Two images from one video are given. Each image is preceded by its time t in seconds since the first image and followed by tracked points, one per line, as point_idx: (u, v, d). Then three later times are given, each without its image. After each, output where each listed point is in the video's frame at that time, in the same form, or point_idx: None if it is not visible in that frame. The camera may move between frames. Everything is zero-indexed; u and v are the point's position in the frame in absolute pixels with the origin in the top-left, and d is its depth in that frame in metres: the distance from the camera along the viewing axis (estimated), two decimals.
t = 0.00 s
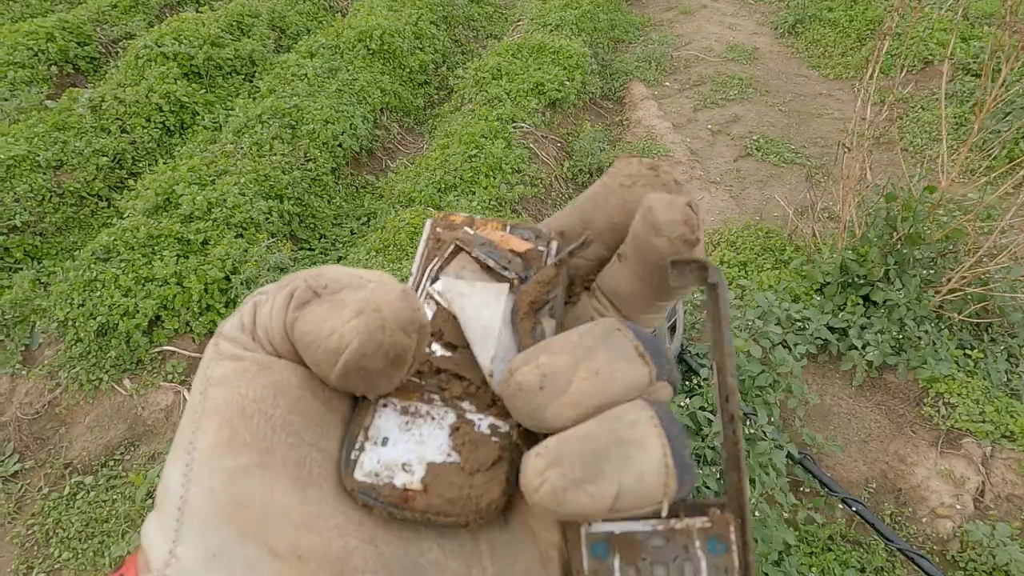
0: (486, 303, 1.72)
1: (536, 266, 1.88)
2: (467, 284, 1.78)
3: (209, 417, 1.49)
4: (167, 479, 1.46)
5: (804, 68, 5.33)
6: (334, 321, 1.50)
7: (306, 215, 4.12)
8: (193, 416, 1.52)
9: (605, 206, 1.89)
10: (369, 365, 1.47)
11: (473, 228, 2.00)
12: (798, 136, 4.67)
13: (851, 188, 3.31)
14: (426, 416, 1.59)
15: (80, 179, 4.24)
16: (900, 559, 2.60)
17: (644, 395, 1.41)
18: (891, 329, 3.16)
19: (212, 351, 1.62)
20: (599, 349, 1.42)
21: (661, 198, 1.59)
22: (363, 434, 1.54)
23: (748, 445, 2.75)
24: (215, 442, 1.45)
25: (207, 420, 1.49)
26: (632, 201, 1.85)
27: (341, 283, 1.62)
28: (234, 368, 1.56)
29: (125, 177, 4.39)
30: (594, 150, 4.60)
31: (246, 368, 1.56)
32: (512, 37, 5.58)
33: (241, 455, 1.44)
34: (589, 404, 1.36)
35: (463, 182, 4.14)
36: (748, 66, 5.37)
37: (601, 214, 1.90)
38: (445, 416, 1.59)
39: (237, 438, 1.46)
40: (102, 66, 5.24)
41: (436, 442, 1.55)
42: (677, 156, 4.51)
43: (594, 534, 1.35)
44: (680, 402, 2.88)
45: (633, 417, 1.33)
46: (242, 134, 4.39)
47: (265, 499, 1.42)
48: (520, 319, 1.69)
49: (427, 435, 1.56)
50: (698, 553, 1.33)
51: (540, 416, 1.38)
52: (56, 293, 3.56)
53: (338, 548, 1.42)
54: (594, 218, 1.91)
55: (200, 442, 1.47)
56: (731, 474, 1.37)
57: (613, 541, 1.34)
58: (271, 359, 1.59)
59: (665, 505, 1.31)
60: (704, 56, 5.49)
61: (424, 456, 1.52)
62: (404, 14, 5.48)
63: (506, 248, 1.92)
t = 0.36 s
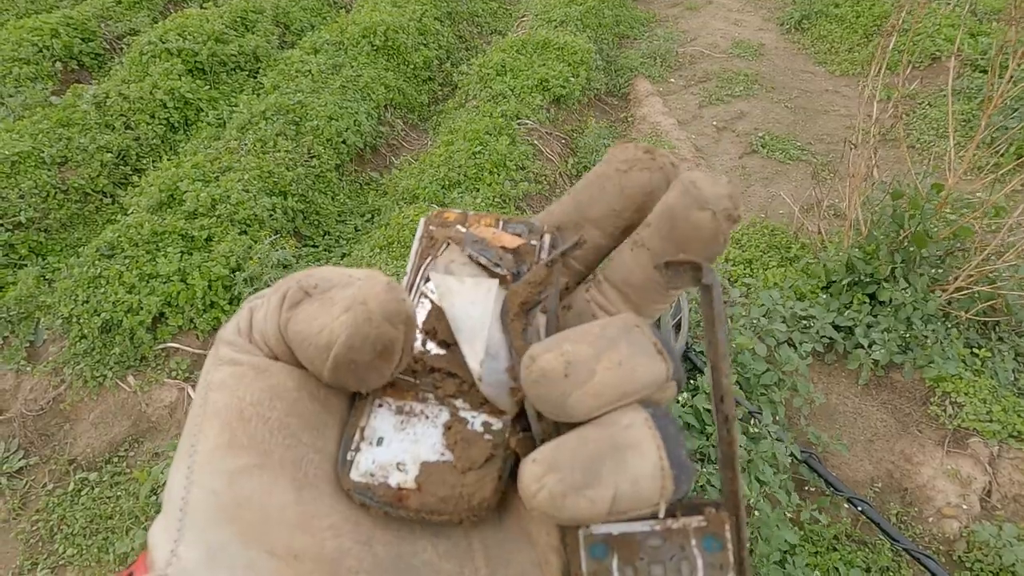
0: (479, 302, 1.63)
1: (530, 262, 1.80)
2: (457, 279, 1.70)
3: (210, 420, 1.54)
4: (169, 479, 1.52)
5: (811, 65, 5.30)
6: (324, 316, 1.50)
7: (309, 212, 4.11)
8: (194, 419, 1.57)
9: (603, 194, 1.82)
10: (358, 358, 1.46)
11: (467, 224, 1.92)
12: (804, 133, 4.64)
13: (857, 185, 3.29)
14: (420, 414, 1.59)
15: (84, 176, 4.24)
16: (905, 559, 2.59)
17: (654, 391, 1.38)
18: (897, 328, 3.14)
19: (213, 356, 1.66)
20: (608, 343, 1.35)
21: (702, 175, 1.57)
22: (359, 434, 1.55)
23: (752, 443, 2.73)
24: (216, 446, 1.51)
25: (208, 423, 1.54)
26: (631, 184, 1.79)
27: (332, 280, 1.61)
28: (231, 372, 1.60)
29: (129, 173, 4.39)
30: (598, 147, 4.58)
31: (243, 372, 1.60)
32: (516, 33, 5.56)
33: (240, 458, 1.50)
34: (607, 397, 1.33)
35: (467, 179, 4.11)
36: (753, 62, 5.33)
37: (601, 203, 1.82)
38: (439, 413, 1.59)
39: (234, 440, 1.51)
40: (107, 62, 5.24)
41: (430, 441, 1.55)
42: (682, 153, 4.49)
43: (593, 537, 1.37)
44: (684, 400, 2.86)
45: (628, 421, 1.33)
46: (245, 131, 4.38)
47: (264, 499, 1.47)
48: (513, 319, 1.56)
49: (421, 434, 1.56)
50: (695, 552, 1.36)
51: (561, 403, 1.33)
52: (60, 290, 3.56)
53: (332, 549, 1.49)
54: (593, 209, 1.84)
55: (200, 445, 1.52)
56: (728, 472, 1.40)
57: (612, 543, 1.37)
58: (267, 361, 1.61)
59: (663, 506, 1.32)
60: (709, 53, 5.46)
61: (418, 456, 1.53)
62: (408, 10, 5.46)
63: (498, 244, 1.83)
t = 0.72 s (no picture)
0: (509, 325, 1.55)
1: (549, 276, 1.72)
2: (481, 302, 1.60)
3: (227, 433, 1.50)
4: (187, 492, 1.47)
5: (816, 66, 5.28)
6: (366, 341, 1.46)
7: (313, 212, 4.12)
8: (214, 430, 1.53)
9: (610, 213, 1.87)
10: (403, 388, 1.41)
11: (476, 240, 1.77)
12: (809, 134, 4.63)
13: (863, 188, 3.28)
14: (454, 445, 1.53)
15: (89, 175, 4.24)
16: (909, 564, 2.57)
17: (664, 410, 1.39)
18: (902, 332, 3.13)
19: (236, 366, 1.62)
20: (621, 373, 1.35)
21: (700, 197, 1.56)
22: (397, 472, 1.51)
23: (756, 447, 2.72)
24: (232, 458, 1.46)
25: (225, 435, 1.50)
26: (639, 205, 1.87)
27: (373, 308, 1.58)
28: (256, 386, 1.56)
29: (134, 172, 4.39)
30: (603, 148, 4.57)
31: (270, 389, 1.55)
32: (521, 33, 5.55)
33: (258, 472, 1.45)
34: (622, 417, 1.33)
35: (471, 179, 4.11)
36: (758, 63, 5.32)
37: (608, 218, 1.87)
38: (473, 442, 1.53)
39: (254, 455, 1.47)
40: (112, 61, 5.25)
41: (469, 473, 1.50)
42: (686, 154, 4.49)
43: (595, 549, 1.43)
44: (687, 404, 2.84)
45: (639, 444, 1.34)
46: (250, 131, 4.39)
47: (280, 514, 1.42)
48: (537, 334, 1.51)
49: (457, 466, 1.51)
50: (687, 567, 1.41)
51: (580, 422, 1.32)
52: (64, 289, 3.57)
53: (350, 564, 1.42)
54: (599, 223, 1.88)
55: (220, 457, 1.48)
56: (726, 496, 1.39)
57: (612, 554, 1.43)
58: (291, 380, 1.58)
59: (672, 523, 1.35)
60: (714, 54, 5.45)
61: (459, 490, 1.49)
62: (413, 10, 5.46)
63: (511, 261, 1.69)
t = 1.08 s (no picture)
0: (525, 309, 1.57)
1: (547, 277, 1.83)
2: (504, 284, 1.66)
3: (276, 398, 1.57)
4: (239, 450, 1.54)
5: (834, 50, 5.19)
6: (415, 325, 1.51)
7: (323, 192, 4.10)
8: (266, 395, 1.59)
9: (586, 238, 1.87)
10: (450, 366, 1.46)
11: (483, 251, 1.90)
12: (825, 120, 4.56)
13: (879, 176, 3.24)
14: (478, 417, 1.59)
15: (99, 152, 4.24)
16: (914, 555, 2.57)
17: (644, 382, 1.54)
18: (914, 322, 3.09)
19: (284, 346, 1.67)
20: (616, 341, 1.50)
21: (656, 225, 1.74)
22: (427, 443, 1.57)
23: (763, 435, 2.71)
24: (281, 419, 1.53)
25: (274, 400, 1.57)
26: (612, 231, 1.85)
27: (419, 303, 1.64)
28: (306, 362, 1.61)
29: (144, 149, 4.39)
30: (615, 131, 4.52)
31: (321, 368, 1.61)
32: (534, 13, 5.47)
33: (306, 432, 1.52)
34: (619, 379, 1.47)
35: (481, 161, 4.08)
36: (775, 46, 5.23)
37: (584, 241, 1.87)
38: (494, 415, 1.59)
39: (303, 418, 1.54)
40: (122, 37, 5.22)
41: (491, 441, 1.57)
42: (699, 139, 4.44)
43: (579, 496, 1.53)
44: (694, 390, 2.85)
45: (629, 403, 1.50)
46: (260, 109, 4.37)
47: (325, 469, 1.50)
48: (548, 319, 1.55)
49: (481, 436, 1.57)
50: (643, 520, 1.51)
51: (587, 378, 1.46)
52: (75, 265, 3.58)
53: (382, 510, 1.48)
54: (577, 245, 1.89)
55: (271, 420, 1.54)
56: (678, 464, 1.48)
57: (591, 503, 1.53)
58: (338, 360, 1.64)
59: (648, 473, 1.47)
60: (730, 36, 5.35)
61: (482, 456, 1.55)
62: None
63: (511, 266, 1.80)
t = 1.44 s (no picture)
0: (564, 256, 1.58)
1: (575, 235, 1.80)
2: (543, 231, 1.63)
3: (323, 333, 1.48)
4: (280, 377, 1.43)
5: (853, 9, 5.03)
6: (484, 280, 1.52)
7: (324, 138, 4.01)
8: (313, 328, 1.50)
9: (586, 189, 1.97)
10: (518, 320, 1.52)
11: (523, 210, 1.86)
12: (840, 81, 4.45)
13: (892, 141, 3.16)
14: (514, 365, 1.62)
15: (96, 89, 4.13)
16: (904, 519, 2.59)
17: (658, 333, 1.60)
18: (918, 290, 3.07)
19: (334, 284, 1.57)
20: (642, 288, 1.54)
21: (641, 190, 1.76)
22: (467, 388, 1.59)
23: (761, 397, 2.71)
24: (328, 353, 1.45)
25: (322, 334, 1.48)
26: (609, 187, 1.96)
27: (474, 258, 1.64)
28: (361, 305, 1.52)
29: (142, 88, 4.29)
30: (624, 86, 4.42)
31: (373, 313, 1.52)
32: None
33: (350, 367, 1.45)
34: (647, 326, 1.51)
35: (486, 112, 3.99)
36: (792, 4, 5.07)
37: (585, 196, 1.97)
38: (530, 363, 1.62)
39: (350, 353, 1.46)
40: None
41: (528, 388, 1.61)
42: (710, 96, 4.34)
43: (603, 443, 1.55)
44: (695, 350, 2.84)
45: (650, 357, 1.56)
46: (261, 50, 4.25)
47: (366, 406, 1.43)
48: (577, 273, 1.57)
49: (519, 384, 1.61)
50: (656, 462, 1.56)
51: (618, 309, 1.47)
52: (72, 205, 3.53)
53: (415, 446, 1.44)
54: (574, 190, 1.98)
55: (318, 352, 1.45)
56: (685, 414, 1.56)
57: (613, 449, 1.55)
58: (388, 307, 1.55)
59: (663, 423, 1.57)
60: None
61: (518, 400, 1.59)
62: None
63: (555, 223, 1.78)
